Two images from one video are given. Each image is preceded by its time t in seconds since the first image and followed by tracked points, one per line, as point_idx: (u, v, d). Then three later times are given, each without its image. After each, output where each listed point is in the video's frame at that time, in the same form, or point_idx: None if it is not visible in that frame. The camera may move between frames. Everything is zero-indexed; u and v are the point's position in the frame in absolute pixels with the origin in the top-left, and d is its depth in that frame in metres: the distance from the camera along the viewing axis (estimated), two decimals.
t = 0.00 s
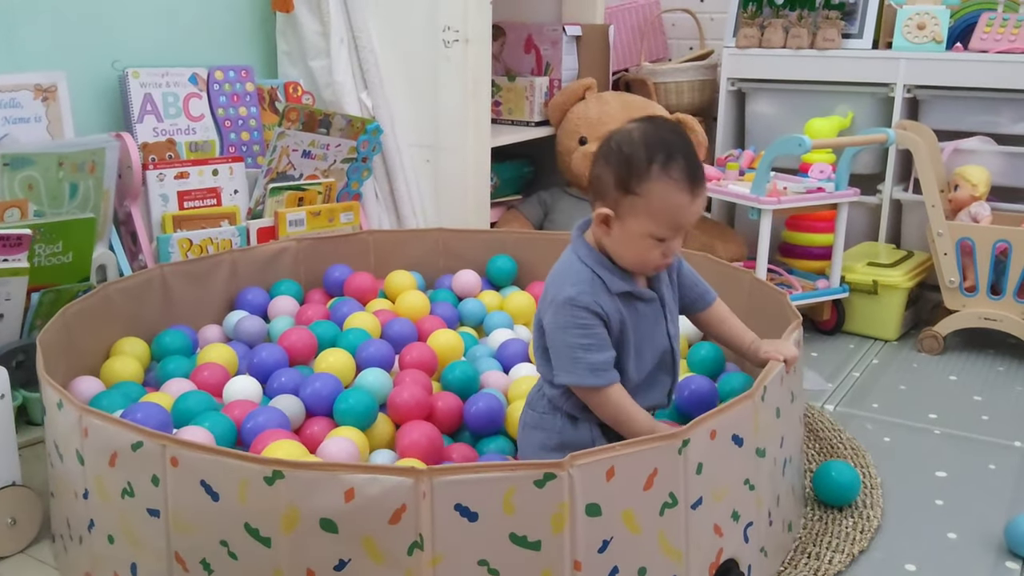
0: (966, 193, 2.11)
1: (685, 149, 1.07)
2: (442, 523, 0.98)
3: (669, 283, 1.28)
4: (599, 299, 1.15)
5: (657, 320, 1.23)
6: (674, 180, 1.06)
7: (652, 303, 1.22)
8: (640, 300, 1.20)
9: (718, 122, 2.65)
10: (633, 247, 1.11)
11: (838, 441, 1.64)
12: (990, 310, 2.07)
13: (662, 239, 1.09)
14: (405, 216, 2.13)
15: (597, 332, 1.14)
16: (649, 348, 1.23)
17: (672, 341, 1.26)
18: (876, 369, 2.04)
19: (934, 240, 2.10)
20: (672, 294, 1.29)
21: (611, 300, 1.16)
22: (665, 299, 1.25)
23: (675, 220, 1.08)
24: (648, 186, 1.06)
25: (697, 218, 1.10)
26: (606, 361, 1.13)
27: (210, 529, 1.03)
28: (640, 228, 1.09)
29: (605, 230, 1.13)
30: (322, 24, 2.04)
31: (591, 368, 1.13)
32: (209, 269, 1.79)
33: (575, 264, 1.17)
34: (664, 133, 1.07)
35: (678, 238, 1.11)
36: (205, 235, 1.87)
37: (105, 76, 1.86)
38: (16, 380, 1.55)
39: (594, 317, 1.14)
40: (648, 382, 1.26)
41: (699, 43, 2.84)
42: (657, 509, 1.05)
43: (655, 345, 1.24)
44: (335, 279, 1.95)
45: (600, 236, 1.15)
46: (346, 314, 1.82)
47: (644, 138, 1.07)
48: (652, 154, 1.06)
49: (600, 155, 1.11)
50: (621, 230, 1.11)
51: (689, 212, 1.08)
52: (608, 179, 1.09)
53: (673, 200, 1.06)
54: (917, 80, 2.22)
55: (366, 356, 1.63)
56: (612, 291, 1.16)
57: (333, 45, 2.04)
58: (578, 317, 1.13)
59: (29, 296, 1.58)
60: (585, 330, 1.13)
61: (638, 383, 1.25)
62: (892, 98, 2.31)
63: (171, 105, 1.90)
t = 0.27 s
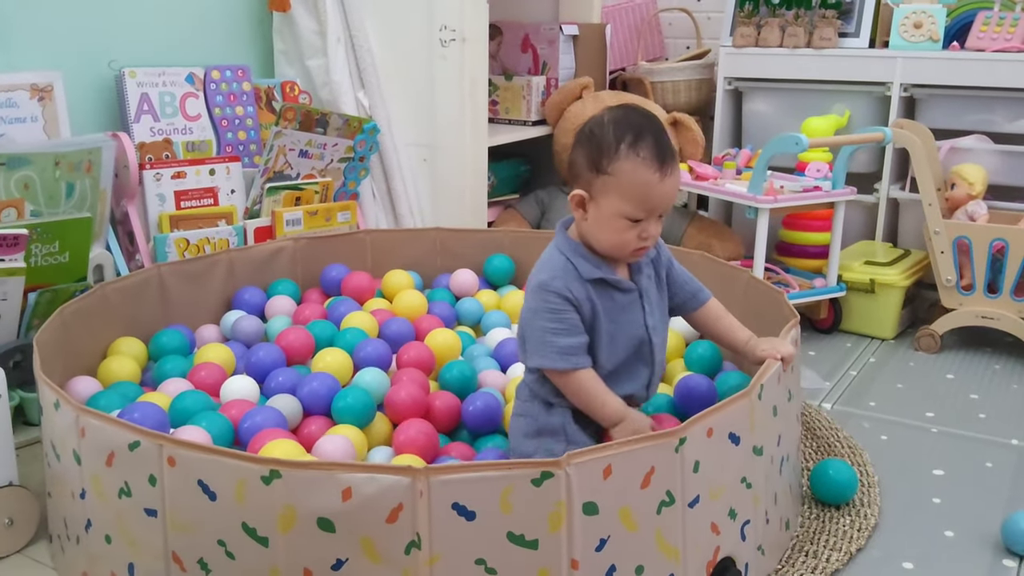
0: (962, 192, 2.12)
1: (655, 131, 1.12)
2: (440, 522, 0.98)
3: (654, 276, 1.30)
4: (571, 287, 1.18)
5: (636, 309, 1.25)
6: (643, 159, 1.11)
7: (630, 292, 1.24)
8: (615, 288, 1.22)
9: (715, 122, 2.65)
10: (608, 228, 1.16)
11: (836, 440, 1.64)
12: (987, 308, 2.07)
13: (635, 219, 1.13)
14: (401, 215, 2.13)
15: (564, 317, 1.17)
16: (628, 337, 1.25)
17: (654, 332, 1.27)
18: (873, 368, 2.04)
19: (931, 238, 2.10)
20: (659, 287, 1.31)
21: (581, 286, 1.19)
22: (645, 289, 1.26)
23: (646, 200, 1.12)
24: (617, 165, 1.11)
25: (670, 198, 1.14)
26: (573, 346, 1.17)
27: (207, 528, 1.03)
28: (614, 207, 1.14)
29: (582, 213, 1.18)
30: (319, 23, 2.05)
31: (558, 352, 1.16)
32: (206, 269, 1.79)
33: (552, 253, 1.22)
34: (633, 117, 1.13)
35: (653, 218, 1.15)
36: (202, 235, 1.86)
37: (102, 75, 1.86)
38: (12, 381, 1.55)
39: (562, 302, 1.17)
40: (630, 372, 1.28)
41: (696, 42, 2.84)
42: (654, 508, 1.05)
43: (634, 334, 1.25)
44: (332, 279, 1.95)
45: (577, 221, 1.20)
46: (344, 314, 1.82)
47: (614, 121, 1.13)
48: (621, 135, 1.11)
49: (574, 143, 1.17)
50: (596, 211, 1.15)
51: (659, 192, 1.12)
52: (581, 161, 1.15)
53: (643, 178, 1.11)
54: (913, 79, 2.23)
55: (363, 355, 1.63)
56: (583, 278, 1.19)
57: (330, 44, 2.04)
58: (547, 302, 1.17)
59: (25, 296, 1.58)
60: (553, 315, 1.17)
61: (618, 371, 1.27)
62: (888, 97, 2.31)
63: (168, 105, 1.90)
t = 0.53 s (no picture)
0: (962, 190, 2.11)
1: (636, 118, 1.14)
2: (439, 521, 0.98)
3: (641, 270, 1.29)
4: (540, 275, 1.20)
5: (613, 301, 1.25)
6: (626, 144, 1.12)
7: (607, 283, 1.24)
8: (591, 278, 1.23)
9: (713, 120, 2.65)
10: (596, 217, 1.17)
11: (835, 438, 1.64)
12: (986, 307, 2.07)
13: (623, 205, 1.14)
14: (400, 213, 2.13)
15: (531, 304, 1.19)
16: (603, 328, 1.24)
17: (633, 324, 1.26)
18: (872, 366, 2.04)
19: (930, 237, 2.10)
20: (648, 282, 1.31)
21: (553, 274, 1.21)
22: (626, 280, 1.26)
23: (633, 186, 1.13)
24: (602, 152, 1.12)
25: (656, 183, 1.15)
26: (540, 333, 1.18)
27: (206, 528, 1.03)
28: (601, 195, 1.14)
29: (569, 203, 1.18)
30: (317, 22, 2.05)
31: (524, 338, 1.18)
32: (204, 268, 1.79)
33: (532, 245, 1.24)
34: (615, 106, 1.15)
35: (640, 204, 1.15)
36: (201, 234, 1.85)
37: (99, 74, 1.85)
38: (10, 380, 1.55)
39: (531, 290, 1.19)
40: (608, 363, 1.26)
41: (694, 41, 2.84)
42: (653, 506, 1.05)
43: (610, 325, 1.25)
44: (331, 278, 1.95)
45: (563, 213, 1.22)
46: (343, 313, 1.82)
47: (596, 110, 1.14)
48: (603, 123, 1.13)
49: (558, 136, 1.19)
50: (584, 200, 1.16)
51: (644, 177, 1.13)
52: (565, 152, 1.16)
53: (627, 163, 1.12)
54: (912, 77, 2.22)
55: (362, 354, 1.63)
56: (556, 267, 1.21)
57: (328, 43, 2.04)
58: (517, 289, 1.20)
59: (23, 295, 1.58)
60: (522, 301, 1.19)
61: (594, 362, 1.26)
62: (887, 95, 2.31)
63: (166, 104, 1.90)
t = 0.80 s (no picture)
0: (963, 187, 2.11)
1: (625, 106, 1.15)
2: (439, 519, 0.97)
3: (640, 257, 1.26)
4: (526, 267, 1.21)
5: (605, 287, 1.22)
6: (617, 130, 1.13)
7: (598, 271, 1.22)
8: (580, 266, 1.22)
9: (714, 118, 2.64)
10: (592, 206, 1.16)
11: (836, 436, 1.64)
12: (987, 305, 2.06)
13: (618, 193, 1.14)
14: (400, 212, 2.13)
15: (516, 296, 1.20)
16: (595, 315, 1.22)
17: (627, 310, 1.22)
18: (873, 364, 2.04)
19: (931, 234, 2.10)
20: (649, 269, 1.27)
21: (539, 266, 1.21)
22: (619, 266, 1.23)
23: (627, 172, 1.13)
24: (593, 140, 1.13)
25: (651, 170, 1.15)
26: (523, 324, 1.18)
27: (205, 526, 1.02)
28: (595, 184, 1.14)
29: (564, 195, 1.18)
30: (317, 20, 2.04)
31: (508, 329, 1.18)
32: (203, 267, 1.78)
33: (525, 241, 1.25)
34: (603, 96, 1.16)
35: (635, 192, 1.15)
36: (200, 232, 1.85)
37: (98, 72, 1.85)
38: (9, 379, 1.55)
39: (516, 283, 1.20)
40: (604, 352, 1.23)
41: (695, 38, 2.84)
42: (655, 504, 1.05)
43: (601, 312, 1.22)
44: (331, 276, 1.95)
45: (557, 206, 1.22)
46: (343, 311, 1.81)
47: (585, 101, 1.15)
48: (592, 111, 1.14)
49: (549, 131, 1.19)
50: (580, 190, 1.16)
51: (637, 162, 1.13)
52: (557, 143, 1.16)
53: (619, 149, 1.12)
54: (913, 75, 2.22)
55: (362, 352, 1.62)
56: (542, 258, 1.21)
57: (328, 40, 2.04)
58: (504, 283, 1.21)
59: (23, 293, 1.57)
60: (507, 294, 1.20)
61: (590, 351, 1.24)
62: (888, 92, 2.30)
63: (165, 102, 1.89)
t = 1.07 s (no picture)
0: (963, 186, 2.11)
1: (627, 99, 1.15)
2: (441, 518, 0.97)
3: (651, 255, 1.26)
4: (536, 263, 1.21)
5: (615, 284, 1.21)
6: (619, 123, 1.13)
7: (608, 267, 1.22)
8: (591, 263, 1.21)
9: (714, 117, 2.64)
10: (597, 200, 1.16)
11: (838, 435, 1.64)
12: (988, 304, 2.06)
13: (623, 185, 1.14)
14: (400, 211, 2.13)
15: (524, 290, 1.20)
16: (604, 311, 1.21)
17: (637, 307, 1.22)
18: (874, 363, 2.03)
19: (932, 233, 2.10)
20: (660, 267, 1.27)
21: (549, 261, 1.21)
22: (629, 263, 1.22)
23: (630, 164, 1.13)
24: (596, 133, 1.13)
25: (655, 162, 1.15)
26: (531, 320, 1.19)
27: (207, 526, 1.02)
28: (600, 177, 1.14)
29: (570, 190, 1.18)
30: (317, 19, 2.04)
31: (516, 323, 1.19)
32: (203, 266, 1.78)
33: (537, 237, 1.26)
34: (605, 91, 1.16)
35: (640, 184, 1.15)
36: (201, 232, 1.85)
37: (99, 71, 1.85)
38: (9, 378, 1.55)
39: (526, 278, 1.21)
40: (614, 347, 1.22)
41: (695, 37, 2.84)
42: (657, 504, 1.05)
43: (611, 308, 1.21)
44: (331, 275, 1.95)
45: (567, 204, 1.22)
46: (343, 310, 1.81)
47: (586, 97, 1.16)
48: (594, 106, 1.15)
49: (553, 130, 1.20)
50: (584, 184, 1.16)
51: (640, 153, 1.13)
52: (562, 139, 1.17)
53: (622, 140, 1.12)
54: (914, 74, 2.22)
55: (363, 351, 1.62)
56: (553, 254, 1.21)
57: (328, 39, 2.03)
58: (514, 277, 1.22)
59: (23, 293, 1.57)
60: (516, 289, 1.21)
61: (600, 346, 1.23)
62: (888, 91, 2.30)
63: (165, 101, 1.89)
